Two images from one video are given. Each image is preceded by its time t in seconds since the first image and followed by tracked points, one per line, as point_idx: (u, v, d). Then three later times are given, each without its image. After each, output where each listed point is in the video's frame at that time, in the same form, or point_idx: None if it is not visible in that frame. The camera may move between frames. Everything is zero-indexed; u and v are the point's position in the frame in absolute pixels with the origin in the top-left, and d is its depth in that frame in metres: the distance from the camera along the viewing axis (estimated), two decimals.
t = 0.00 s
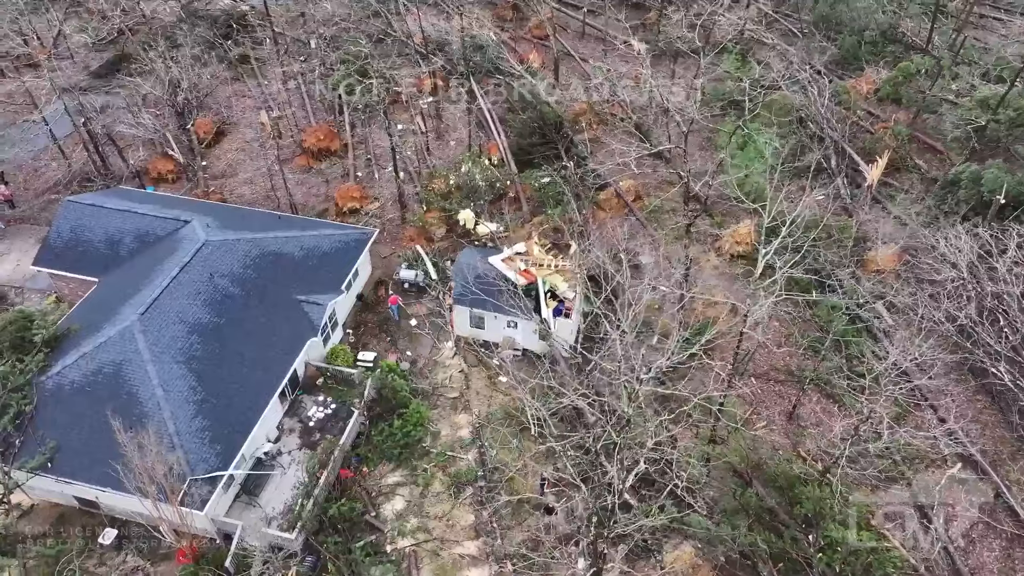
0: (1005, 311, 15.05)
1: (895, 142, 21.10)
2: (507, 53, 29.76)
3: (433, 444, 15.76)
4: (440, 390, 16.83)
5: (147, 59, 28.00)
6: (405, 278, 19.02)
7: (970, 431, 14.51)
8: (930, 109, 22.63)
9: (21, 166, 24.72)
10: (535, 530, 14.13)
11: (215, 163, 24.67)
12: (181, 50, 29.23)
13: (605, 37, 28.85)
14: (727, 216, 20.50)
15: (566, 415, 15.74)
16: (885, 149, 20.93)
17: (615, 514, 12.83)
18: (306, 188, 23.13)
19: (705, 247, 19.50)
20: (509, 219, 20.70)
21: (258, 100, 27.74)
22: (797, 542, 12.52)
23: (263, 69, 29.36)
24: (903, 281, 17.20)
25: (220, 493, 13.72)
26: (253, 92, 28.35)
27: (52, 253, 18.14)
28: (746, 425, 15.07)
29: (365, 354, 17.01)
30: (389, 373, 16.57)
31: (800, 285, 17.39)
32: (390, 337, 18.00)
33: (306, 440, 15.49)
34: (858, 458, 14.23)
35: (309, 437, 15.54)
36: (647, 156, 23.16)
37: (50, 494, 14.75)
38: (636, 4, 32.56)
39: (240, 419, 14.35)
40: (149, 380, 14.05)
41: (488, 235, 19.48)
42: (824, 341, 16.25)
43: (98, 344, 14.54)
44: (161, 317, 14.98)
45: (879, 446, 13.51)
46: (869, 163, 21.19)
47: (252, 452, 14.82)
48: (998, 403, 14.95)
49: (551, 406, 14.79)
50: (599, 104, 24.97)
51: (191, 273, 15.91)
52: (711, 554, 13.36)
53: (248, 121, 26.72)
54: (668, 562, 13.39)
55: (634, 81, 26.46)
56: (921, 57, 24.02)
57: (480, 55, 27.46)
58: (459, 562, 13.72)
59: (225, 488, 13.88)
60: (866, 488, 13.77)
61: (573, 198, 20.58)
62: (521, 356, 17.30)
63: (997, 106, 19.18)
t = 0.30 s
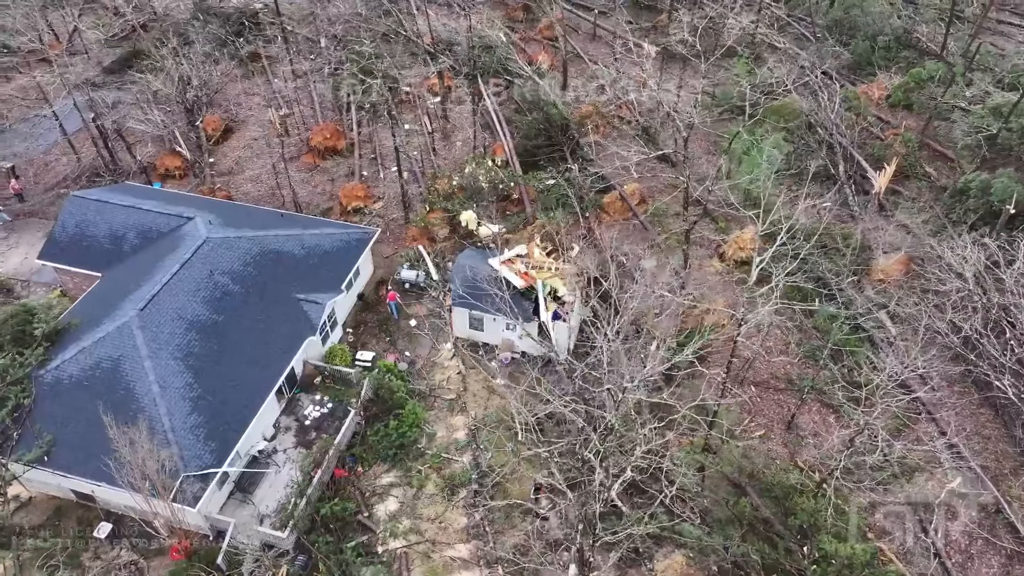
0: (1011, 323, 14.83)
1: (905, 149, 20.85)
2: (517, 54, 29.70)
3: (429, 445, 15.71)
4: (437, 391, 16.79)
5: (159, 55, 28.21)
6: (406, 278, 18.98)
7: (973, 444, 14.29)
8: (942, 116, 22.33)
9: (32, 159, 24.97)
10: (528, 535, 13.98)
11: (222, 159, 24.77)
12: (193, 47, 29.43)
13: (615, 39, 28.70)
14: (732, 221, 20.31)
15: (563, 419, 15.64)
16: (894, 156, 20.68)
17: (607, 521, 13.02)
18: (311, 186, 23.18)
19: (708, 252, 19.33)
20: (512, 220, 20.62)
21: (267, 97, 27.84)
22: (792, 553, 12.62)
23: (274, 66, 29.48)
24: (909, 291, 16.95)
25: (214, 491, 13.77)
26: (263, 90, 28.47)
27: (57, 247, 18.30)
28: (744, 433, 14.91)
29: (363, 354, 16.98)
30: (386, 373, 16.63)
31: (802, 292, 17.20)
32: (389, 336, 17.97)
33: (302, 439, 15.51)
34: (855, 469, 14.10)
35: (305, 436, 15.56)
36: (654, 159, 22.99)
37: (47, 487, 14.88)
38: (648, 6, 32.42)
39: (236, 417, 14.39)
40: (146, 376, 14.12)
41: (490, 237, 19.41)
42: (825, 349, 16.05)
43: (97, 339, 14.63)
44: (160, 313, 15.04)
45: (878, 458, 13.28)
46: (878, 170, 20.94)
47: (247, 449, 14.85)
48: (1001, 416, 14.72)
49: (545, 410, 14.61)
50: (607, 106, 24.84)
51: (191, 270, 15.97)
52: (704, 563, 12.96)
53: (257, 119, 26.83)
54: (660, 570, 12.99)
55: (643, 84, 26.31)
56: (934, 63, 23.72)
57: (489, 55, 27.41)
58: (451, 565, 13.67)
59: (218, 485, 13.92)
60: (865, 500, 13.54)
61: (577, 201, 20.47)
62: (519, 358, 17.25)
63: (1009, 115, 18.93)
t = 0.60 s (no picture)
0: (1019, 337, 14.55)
1: (916, 156, 20.51)
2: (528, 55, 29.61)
3: (424, 446, 15.66)
4: (435, 392, 16.74)
5: (172, 52, 28.43)
6: (408, 278, 18.94)
7: (975, 459, 14.04)
8: (956, 124, 21.97)
9: (45, 154, 25.25)
10: (520, 540, 13.89)
11: (231, 156, 24.88)
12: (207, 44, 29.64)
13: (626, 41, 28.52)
14: (737, 227, 20.09)
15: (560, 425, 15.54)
16: (905, 163, 20.36)
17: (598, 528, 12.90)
18: (317, 184, 23.23)
19: (713, 258, 19.14)
20: (516, 222, 20.52)
21: (278, 95, 27.94)
22: (786, 565, 12.46)
23: (285, 64, 29.58)
24: (915, 301, 16.69)
25: (208, 487, 13.82)
26: (274, 87, 28.54)
27: (63, 241, 18.48)
28: (742, 443, 14.74)
29: (363, 353, 16.99)
30: (385, 373, 16.63)
31: (806, 300, 16.98)
32: (390, 336, 17.95)
33: (298, 437, 15.53)
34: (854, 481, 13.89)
35: (302, 434, 15.59)
36: (661, 163, 22.81)
37: (46, 479, 15.02)
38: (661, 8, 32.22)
39: (232, 414, 14.43)
40: (144, 371, 14.21)
41: (493, 239, 19.34)
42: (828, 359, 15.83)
43: (97, 333, 14.75)
44: (160, 308, 15.13)
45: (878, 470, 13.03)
46: (888, 177, 20.63)
47: (244, 446, 14.91)
48: (1006, 431, 14.45)
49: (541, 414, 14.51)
50: (616, 109, 24.67)
51: (193, 266, 16.05)
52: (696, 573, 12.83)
53: (267, 116, 26.94)
54: None
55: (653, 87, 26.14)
56: (949, 70, 23.34)
57: (499, 55, 27.34)
58: (442, 567, 13.63)
59: (213, 481, 13.97)
60: (863, 514, 13.31)
61: (582, 203, 20.34)
62: (518, 362, 17.17)
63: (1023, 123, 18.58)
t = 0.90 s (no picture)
0: None
1: (929, 164, 20.16)
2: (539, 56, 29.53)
3: (421, 448, 15.63)
4: (433, 394, 16.71)
5: (186, 49, 28.67)
6: (410, 278, 18.90)
7: (978, 474, 13.78)
8: (970, 132, 21.59)
9: (58, 148, 25.55)
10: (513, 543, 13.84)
11: (240, 153, 25.00)
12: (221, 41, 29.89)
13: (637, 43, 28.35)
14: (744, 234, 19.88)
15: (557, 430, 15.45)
16: (917, 171, 20.02)
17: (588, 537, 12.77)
18: (324, 183, 23.29)
19: (718, 264, 18.95)
20: (520, 223, 20.42)
21: (289, 92, 28.05)
22: None
23: (297, 61, 29.72)
24: (924, 312, 16.42)
25: (203, 483, 13.88)
26: (286, 84, 28.63)
27: (71, 234, 18.66)
28: (740, 452, 14.57)
29: (362, 352, 16.99)
30: (383, 373, 16.61)
31: (809, 309, 16.75)
32: (390, 336, 17.95)
33: (295, 435, 15.55)
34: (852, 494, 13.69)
35: (299, 432, 15.61)
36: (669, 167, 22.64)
37: (46, 470, 15.17)
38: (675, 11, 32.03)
39: (229, 411, 14.47)
40: (142, 366, 14.29)
41: (496, 241, 19.26)
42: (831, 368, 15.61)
43: (98, 327, 14.87)
44: (161, 304, 15.22)
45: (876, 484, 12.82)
46: (899, 185, 20.30)
47: (240, 443, 14.96)
48: (1011, 447, 14.17)
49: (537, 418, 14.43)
50: (625, 112, 24.52)
51: (194, 262, 16.13)
52: None
53: (278, 114, 27.05)
54: None
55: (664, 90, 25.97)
56: (965, 77, 22.95)
57: (510, 56, 27.27)
58: (433, 570, 13.60)
59: (208, 477, 14.03)
60: (860, 527, 13.10)
61: (587, 206, 20.20)
62: (517, 364, 17.09)
63: None
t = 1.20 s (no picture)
0: None
1: (941, 173, 19.82)
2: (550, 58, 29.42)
3: (416, 448, 15.59)
4: (431, 395, 16.67)
5: (200, 45, 28.90)
6: (412, 278, 18.79)
7: (981, 491, 13.51)
8: (984, 141, 21.21)
9: (71, 141, 25.83)
10: (504, 547, 13.77)
11: (249, 149, 25.11)
12: (235, 38, 30.10)
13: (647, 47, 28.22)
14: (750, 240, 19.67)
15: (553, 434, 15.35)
16: (929, 180, 19.68)
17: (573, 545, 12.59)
18: (331, 180, 23.33)
19: (722, 270, 18.76)
20: (524, 225, 20.31)
21: (299, 89, 28.15)
22: None
23: (309, 59, 29.81)
24: (930, 323, 16.15)
25: (198, 479, 13.91)
26: (296, 82, 28.73)
27: (77, 228, 18.83)
28: (737, 462, 14.41)
29: (361, 352, 16.96)
30: (382, 373, 16.59)
31: (813, 317, 16.52)
32: (390, 336, 17.94)
33: (292, 433, 15.55)
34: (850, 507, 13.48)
35: (295, 430, 15.60)
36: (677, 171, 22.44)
37: (45, 461, 15.31)
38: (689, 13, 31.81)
39: (225, 407, 14.50)
40: (141, 361, 14.38)
41: (500, 242, 19.17)
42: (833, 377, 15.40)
43: (98, 322, 14.98)
44: (161, 300, 15.31)
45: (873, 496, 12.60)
46: (910, 194, 19.97)
47: (236, 440, 14.98)
48: (1016, 464, 13.89)
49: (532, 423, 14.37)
50: (635, 115, 24.36)
51: (196, 259, 16.21)
52: None
53: (288, 111, 27.16)
54: None
55: (674, 93, 25.77)
56: (982, 84, 22.54)
57: (521, 57, 27.18)
58: (424, 572, 13.56)
59: (203, 474, 14.06)
60: (857, 542, 12.90)
61: (592, 210, 20.06)
62: (516, 367, 17.00)
63: None
